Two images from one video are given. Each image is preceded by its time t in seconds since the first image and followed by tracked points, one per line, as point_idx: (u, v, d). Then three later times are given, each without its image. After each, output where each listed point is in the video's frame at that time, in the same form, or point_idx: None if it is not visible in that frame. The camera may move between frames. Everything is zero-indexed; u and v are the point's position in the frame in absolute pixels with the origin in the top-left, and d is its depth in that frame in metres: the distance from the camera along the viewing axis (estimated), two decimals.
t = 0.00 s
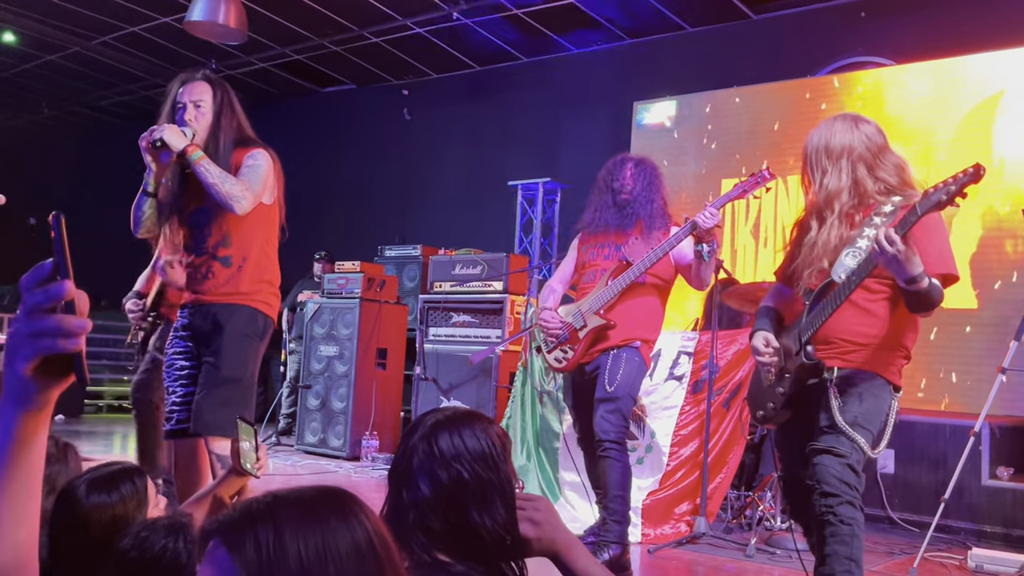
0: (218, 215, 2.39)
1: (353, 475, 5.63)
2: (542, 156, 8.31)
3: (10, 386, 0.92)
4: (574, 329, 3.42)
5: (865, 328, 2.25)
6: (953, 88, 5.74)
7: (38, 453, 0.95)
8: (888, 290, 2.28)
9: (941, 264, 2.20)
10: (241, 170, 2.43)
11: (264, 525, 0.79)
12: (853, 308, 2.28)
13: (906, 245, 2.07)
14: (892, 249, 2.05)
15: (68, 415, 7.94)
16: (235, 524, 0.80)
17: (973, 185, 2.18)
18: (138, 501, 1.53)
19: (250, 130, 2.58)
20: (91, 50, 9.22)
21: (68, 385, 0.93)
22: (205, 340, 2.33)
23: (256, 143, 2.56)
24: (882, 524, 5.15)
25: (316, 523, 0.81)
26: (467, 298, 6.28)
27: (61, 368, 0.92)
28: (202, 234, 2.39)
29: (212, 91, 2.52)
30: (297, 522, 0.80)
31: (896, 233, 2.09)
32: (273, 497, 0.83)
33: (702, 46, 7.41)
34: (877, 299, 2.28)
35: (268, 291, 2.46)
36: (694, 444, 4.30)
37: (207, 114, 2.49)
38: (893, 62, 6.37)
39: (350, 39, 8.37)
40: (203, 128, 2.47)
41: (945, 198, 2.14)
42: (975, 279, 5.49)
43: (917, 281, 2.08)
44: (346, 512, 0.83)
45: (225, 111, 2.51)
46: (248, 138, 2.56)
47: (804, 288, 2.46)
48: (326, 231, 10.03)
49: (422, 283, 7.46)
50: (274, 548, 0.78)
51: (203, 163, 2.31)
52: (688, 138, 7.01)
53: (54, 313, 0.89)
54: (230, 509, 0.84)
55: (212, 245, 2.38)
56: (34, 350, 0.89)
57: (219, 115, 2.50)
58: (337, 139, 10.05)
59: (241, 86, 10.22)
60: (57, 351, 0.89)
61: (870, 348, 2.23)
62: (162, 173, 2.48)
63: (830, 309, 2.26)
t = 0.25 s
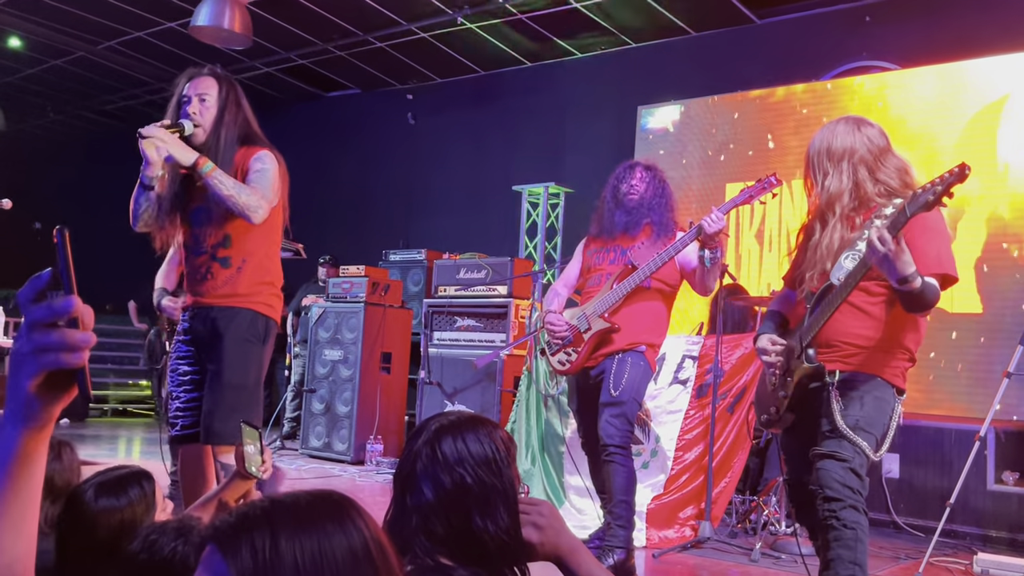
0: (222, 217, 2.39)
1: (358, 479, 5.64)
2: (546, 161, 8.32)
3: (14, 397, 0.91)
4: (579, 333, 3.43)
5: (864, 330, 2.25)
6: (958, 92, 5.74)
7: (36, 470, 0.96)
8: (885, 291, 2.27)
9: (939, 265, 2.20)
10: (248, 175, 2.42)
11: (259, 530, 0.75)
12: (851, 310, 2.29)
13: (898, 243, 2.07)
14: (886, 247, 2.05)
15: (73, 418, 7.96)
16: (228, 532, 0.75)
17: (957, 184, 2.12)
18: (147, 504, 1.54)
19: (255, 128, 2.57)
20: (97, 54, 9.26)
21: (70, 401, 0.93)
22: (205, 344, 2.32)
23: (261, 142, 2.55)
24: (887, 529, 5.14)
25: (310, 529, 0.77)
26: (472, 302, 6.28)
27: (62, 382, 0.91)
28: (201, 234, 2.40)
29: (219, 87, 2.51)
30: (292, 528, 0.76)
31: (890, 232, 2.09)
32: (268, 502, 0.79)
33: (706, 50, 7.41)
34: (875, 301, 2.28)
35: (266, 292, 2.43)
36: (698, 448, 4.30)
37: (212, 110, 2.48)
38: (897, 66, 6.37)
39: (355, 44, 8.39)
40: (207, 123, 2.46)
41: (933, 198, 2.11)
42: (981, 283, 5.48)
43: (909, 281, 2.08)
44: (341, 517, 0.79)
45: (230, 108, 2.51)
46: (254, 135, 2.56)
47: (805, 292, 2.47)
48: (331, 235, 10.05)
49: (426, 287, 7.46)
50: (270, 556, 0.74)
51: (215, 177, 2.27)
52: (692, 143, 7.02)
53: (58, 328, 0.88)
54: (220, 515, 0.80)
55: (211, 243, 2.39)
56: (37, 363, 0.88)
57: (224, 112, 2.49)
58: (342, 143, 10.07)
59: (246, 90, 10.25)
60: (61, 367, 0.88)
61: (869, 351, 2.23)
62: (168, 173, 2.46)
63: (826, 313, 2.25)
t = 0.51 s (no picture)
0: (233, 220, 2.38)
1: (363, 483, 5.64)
2: (551, 165, 8.33)
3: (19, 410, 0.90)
4: (581, 335, 3.46)
5: (869, 337, 2.25)
6: (963, 97, 5.74)
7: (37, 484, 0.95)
8: (891, 298, 2.29)
9: (945, 272, 2.20)
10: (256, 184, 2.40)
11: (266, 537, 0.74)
12: (858, 318, 2.29)
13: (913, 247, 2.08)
14: (900, 250, 2.06)
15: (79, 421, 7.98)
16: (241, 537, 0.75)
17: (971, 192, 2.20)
18: (156, 507, 1.55)
19: (266, 129, 2.55)
20: (103, 59, 9.29)
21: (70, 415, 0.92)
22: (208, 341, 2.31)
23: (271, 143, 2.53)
24: (892, 533, 5.13)
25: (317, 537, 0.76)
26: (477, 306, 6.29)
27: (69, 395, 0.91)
28: (208, 233, 2.40)
29: (233, 88, 2.49)
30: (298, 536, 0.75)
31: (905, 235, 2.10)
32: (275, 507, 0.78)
33: (711, 54, 7.41)
34: (881, 311, 2.29)
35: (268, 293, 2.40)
36: (703, 452, 4.30)
37: (223, 107, 2.46)
38: (902, 71, 6.37)
39: (360, 48, 8.41)
40: (217, 120, 2.45)
41: (944, 208, 2.18)
42: (986, 287, 5.48)
43: (923, 285, 2.08)
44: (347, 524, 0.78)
45: (241, 107, 2.48)
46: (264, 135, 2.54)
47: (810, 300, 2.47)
48: (335, 239, 10.07)
49: (431, 291, 7.47)
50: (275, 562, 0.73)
51: (229, 195, 2.26)
52: (697, 147, 7.03)
53: (68, 339, 0.88)
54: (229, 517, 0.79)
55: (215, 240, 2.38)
56: (49, 377, 0.87)
57: (235, 112, 2.47)
58: (347, 147, 10.09)
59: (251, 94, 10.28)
60: (72, 378, 0.88)
61: (873, 357, 2.23)
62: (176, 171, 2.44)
63: (841, 311, 2.24)
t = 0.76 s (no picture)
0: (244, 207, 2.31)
1: (370, 487, 5.66)
2: (557, 169, 8.34)
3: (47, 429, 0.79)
4: (589, 341, 3.45)
5: (876, 342, 2.26)
6: (969, 101, 5.75)
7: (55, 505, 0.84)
8: (899, 304, 2.31)
9: (954, 279, 2.21)
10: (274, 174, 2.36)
11: (303, 542, 0.78)
12: (866, 324, 2.30)
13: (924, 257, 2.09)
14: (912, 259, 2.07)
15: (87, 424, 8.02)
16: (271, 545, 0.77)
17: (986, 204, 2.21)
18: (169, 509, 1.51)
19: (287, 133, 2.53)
20: (111, 63, 9.33)
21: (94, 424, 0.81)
22: (209, 344, 2.25)
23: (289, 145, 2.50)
24: (898, 538, 5.13)
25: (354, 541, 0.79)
26: (483, 310, 6.31)
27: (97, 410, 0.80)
28: (218, 223, 2.32)
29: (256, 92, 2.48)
30: (335, 541, 0.79)
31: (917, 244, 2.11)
32: (310, 512, 0.81)
33: (717, 58, 7.42)
34: (888, 318, 2.30)
35: (274, 291, 2.34)
36: (710, 457, 4.29)
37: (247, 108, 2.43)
38: (908, 75, 6.37)
39: (367, 53, 8.43)
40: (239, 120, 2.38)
41: (956, 219, 2.18)
42: (992, 292, 5.48)
43: (934, 294, 2.10)
44: (377, 527, 0.82)
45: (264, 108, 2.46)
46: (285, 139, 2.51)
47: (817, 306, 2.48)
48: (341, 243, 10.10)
49: (437, 294, 7.49)
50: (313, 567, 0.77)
51: (236, 107, 2.20)
52: (703, 151, 7.03)
53: (103, 355, 0.75)
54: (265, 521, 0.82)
55: (223, 233, 2.31)
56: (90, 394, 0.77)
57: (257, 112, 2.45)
58: (353, 152, 10.12)
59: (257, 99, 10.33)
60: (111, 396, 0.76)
61: (879, 363, 2.24)
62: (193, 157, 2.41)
63: (847, 321, 2.27)
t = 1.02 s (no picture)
0: (246, 196, 2.33)
1: (376, 491, 5.67)
2: (562, 173, 8.35)
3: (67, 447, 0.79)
4: (594, 348, 3.46)
5: (879, 348, 2.27)
6: (974, 105, 5.75)
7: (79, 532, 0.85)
8: (900, 310, 2.30)
9: (954, 285, 2.21)
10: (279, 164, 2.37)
11: (322, 550, 0.78)
12: (868, 330, 2.30)
13: (913, 270, 2.09)
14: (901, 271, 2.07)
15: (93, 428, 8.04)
16: (291, 552, 0.78)
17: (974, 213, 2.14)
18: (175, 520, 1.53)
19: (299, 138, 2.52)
20: (117, 69, 9.36)
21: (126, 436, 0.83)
22: (211, 353, 2.26)
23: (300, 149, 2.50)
24: (905, 543, 5.12)
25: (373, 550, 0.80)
26: (488, 315, 6.32)
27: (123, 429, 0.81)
28: (226, 211, 2.35)
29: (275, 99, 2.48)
30: (355, 548, 0.79)
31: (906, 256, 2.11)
32: (327, 522, 0.82)
33: (722, 63, 7.43)
34: (889, 329, 2.29)
35: (276, 283, 2.34)
36: (716, 461, 4.31)
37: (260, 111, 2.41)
38: (913, 79, 6.38)
39: (372, 58, 8.46)
40: (255, 125, 2.39)
41: (949, 226, 2.13)
42: (998, 296, 5.48)
43: (924, 305, 2.10)
44: (393, 535, 0.82)
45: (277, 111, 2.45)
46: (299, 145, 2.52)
47: (822, 314, 2.49)
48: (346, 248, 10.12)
49: (442, 299, 7.50)
50: None
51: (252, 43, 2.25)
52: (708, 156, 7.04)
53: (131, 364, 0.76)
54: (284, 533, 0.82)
55: (226, 222, 2.34)
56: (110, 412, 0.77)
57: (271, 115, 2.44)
58: (358, 156, 10.14)
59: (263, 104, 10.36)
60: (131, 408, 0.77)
61: (884, 368, 2.24)
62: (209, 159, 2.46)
63: (841, 335, 2.27)
